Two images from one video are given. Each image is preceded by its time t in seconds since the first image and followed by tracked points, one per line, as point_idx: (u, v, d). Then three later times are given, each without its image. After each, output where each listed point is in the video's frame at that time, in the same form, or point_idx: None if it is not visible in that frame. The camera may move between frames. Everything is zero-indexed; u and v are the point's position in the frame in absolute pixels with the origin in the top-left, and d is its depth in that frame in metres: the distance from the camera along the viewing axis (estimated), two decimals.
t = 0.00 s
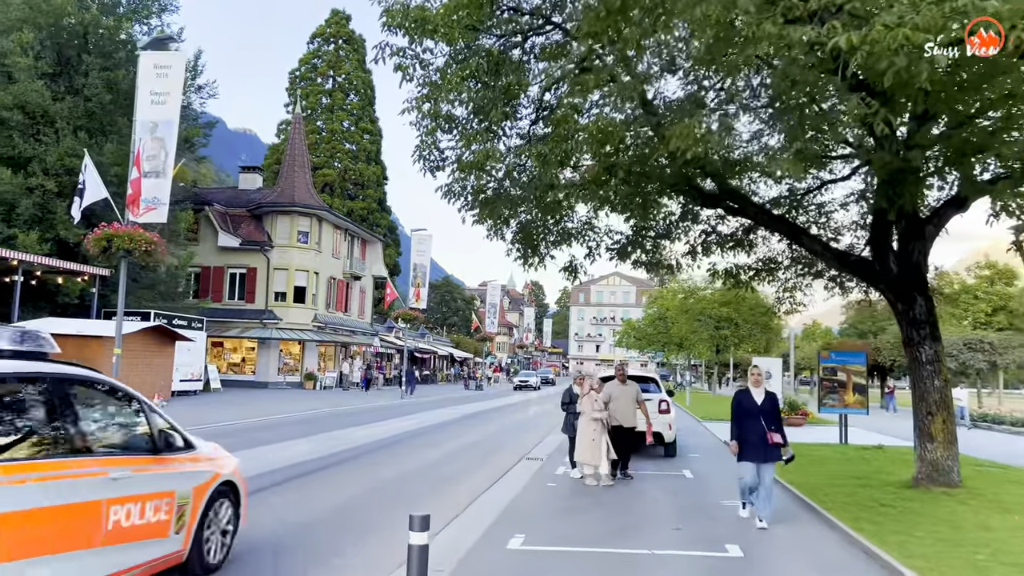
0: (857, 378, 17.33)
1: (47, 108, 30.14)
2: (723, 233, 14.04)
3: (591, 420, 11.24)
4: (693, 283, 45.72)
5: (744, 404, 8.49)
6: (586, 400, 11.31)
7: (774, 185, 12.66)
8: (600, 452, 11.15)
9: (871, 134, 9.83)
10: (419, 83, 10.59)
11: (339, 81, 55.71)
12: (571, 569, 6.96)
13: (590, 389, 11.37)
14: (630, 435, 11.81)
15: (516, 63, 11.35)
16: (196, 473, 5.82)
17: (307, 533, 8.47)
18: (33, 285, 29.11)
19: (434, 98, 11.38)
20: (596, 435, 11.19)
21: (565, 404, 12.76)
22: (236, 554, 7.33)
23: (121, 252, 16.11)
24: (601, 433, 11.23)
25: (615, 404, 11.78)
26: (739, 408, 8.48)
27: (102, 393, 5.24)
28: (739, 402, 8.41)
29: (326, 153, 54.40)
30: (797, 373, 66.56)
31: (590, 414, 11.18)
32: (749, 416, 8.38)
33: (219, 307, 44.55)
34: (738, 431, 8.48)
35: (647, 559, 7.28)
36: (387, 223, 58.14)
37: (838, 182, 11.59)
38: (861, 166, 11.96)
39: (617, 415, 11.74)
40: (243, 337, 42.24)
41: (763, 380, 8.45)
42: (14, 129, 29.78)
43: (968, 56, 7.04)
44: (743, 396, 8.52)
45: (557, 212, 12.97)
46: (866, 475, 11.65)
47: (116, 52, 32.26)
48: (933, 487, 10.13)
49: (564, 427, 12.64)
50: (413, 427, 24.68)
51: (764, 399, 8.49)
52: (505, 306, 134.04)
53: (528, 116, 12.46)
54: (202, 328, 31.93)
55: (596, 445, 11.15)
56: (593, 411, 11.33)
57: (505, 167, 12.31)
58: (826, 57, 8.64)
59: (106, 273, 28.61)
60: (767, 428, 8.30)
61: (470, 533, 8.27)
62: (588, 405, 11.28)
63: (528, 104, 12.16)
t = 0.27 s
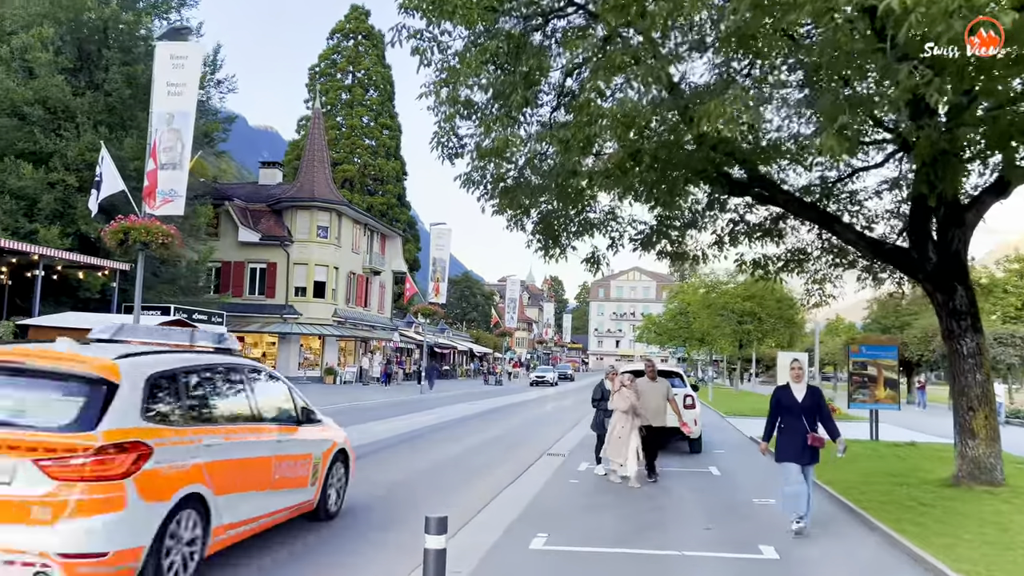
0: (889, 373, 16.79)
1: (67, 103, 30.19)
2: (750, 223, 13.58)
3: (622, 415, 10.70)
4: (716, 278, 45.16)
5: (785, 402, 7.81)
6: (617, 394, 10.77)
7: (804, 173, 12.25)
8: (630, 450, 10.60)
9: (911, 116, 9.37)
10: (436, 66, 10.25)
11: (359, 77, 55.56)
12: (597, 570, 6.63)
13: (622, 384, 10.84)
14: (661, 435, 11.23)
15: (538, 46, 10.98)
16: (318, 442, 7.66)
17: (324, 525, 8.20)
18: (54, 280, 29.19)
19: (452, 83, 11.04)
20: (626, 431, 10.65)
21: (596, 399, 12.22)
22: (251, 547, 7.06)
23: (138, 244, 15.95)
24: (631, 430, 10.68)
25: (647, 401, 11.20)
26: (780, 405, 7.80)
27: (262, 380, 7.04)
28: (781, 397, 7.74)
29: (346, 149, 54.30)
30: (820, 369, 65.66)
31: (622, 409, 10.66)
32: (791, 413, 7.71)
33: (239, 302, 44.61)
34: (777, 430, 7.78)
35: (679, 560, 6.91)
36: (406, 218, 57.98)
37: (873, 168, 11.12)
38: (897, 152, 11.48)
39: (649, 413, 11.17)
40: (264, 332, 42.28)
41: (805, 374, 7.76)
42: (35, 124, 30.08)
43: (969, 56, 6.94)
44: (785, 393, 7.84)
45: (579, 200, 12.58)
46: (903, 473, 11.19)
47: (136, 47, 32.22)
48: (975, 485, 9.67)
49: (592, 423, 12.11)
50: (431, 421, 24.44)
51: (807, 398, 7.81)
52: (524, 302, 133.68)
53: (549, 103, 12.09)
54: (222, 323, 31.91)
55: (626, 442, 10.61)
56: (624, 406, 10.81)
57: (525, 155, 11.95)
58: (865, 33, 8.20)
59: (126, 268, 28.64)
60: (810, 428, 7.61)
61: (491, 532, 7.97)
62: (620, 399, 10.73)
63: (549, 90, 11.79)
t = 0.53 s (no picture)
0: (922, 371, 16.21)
1: (84, 98, 30.14)
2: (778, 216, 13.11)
3: (652, 415, 10.01)
4: (738, 273, 44.44)
5: (828, 403, 7.19)
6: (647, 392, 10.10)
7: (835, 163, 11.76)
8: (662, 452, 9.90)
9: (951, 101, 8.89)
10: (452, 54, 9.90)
11: (377, 72, 55.32)
12: None
13: (652, 381, 10.20)
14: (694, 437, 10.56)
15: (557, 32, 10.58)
16: (403, 425, 9.55)
17: (336, 527, 7.89)
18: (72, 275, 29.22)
19: (468, 70, 10.68)
20: (658, 432, 9.96)
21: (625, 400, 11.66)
22: (262, 549, 6.78)
23: (151, 240, 15.73)
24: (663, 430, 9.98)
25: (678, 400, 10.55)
26: (821, 407, 7.18)
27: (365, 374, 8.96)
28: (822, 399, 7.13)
29: (364, 144, 54.13)
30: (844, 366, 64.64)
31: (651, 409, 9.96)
32: (833, 417, 7.09)
33: (257, 298, 44.55)
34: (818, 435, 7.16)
35: (708, 570, 6.55)
36: (424, 214, 57.68)
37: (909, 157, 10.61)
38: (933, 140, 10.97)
39: (681, 413, 10.51)
40: (282, 328, 42.23)
41: (850, 374, 7.13)
42: (53, 120, 30.06)
43: (968, 58, 7.38)
44: (827, 394, 7.22)
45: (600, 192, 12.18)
46: (941, 476, 10.70)
47: (153, 42, 32.09)
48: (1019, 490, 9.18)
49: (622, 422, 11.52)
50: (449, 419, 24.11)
51: (853, 400, 7.17)
52: (543, 298, 133.12)
53: (568, 92, 11.68)
54: (239, 318, 31.81)
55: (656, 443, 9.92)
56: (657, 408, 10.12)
57: (544, 146, 11.57)
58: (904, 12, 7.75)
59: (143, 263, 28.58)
60: (855, 433, 6.99)
61: (510, 538, 7.63)
62: (649, 398, 10.08)
63: (569, 78, 11.40)
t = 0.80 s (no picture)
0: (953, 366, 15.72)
1: (103, 92, 30.17)
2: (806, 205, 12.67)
3: (681, 415, 9.55)
4: (759, 267, 43.82)
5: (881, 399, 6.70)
6: (679, 390, 9.59)
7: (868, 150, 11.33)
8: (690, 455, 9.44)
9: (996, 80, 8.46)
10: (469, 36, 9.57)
11: (394, 67, 55.15)
12: None
13: (684, 379, 9.63)
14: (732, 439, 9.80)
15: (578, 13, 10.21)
16: (467, 408, 11.78)
17: (350, 526, 7.59)
18: (90, 269, 29.26)
19: (485, 54, 10.33)
20: (687, 434, 9.50)
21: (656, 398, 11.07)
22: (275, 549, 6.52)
23: (165, 232, 15.55)
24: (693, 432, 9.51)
25: (716, 400, 9.75)
26: (874, 402, 6.69)
27: (437, 366, 11.15)
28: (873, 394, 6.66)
29: (382, 139, 53.98)
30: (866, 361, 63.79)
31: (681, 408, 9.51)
32: (885, 413, 6.62)
33: (275, 293, 44.53)
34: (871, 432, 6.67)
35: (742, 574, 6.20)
36: (442, 209, 57.49)
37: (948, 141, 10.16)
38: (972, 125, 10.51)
39: (719, 412, 9.76)
40: (300, 323, 42.20)
41: (904, 367, 6.65)
42: (71, 115, 30.11)
43: (968, 59, 7.75)
44: (879, 388, 6.73)
45: (621, 181, 11.80)
46: (979, 473, 10.29)
47: (171, 36, 32.08)
48: None
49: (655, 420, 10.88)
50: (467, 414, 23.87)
51: (907, 395, 6.68)
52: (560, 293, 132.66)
53: (589, 77, 11.30)
54: (257, 313, 31.75)
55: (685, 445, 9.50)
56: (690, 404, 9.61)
57: (564, 132, 11.20)
58: None
59: (161, 258, 28.56)
60: (909, 431, 6.51)
61: (532, 539, 7.32)
62: (680, 397, 9.56)
63: (589, 62, 11.02)
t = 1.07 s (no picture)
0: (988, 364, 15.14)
1: (119, 87, 30.04)
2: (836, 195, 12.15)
3: (720, 413, 8.88)
4: (780, 262, 43.10)
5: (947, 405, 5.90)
6: (715, 386, 8.96)
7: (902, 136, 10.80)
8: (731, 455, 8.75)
9: None
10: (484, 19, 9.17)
11: (411, 62, 54.88)
12: None
13: (722, 375, 9.03)
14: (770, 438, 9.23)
15: None
16: (519, 396, 13.88)
17: (364, 529, 7.26)
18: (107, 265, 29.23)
19: (501, 36, 9.91)
20: (728, 432, 8.81)
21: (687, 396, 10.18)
22: (279, 560, 6.17)
23: (177, 226, 15.30)
24: (734, 430, 8.83)
25: (753, 395, 9.23)
26: (940, 410, 5.90)
27: (494, 360, 13.32)
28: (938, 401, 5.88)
29: (399, 135, 53.71)
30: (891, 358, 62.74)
31: (721, 405, 8.83)
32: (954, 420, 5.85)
33: (292, 288, 44.43)
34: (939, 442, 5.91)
35: None
36: (459, 204, 57.14)
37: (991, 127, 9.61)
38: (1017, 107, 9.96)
39: (756, 408, 9.20)
40: (317, 318, 42.08)
41: (975, 366, 5.82)
42: (88, 111, 30.11)
43: (967, 57, 7.49)
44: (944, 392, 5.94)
45: (642, 169, 11.35)
46: None
47: (186, 30, 31.92)
48: None
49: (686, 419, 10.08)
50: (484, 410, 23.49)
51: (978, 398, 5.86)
52: (578, 289, 132.04)
53: (610, 63, 10.84)
54: (273, 309, 31.62)
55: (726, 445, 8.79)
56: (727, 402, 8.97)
57: (583, 120, 10.77)
58: None
59: (177, 253, 28.45)
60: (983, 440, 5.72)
61: (553, 546, 6.93)
62: (718, 394, 8.93)
63: (610, 46, 10.59)
